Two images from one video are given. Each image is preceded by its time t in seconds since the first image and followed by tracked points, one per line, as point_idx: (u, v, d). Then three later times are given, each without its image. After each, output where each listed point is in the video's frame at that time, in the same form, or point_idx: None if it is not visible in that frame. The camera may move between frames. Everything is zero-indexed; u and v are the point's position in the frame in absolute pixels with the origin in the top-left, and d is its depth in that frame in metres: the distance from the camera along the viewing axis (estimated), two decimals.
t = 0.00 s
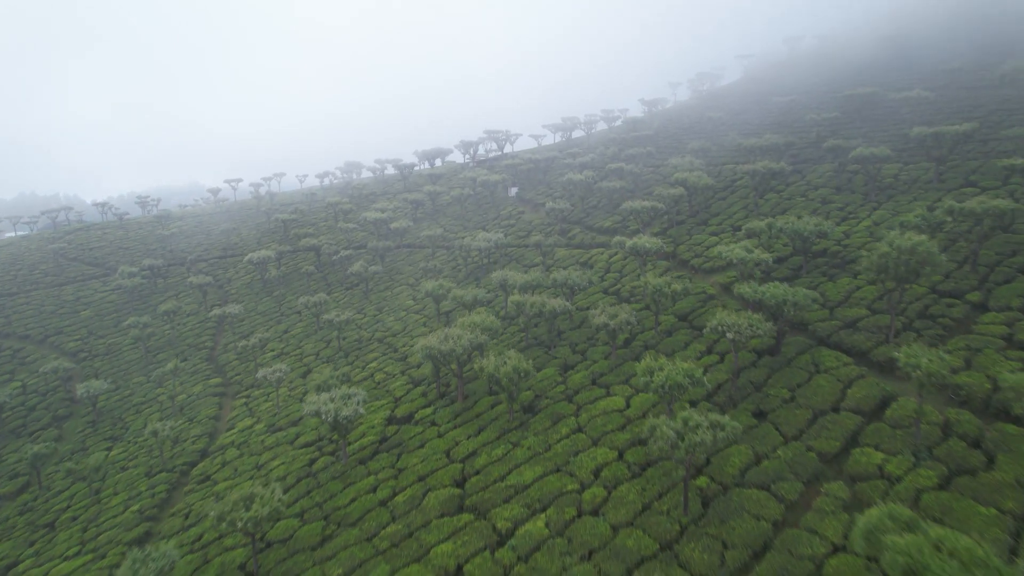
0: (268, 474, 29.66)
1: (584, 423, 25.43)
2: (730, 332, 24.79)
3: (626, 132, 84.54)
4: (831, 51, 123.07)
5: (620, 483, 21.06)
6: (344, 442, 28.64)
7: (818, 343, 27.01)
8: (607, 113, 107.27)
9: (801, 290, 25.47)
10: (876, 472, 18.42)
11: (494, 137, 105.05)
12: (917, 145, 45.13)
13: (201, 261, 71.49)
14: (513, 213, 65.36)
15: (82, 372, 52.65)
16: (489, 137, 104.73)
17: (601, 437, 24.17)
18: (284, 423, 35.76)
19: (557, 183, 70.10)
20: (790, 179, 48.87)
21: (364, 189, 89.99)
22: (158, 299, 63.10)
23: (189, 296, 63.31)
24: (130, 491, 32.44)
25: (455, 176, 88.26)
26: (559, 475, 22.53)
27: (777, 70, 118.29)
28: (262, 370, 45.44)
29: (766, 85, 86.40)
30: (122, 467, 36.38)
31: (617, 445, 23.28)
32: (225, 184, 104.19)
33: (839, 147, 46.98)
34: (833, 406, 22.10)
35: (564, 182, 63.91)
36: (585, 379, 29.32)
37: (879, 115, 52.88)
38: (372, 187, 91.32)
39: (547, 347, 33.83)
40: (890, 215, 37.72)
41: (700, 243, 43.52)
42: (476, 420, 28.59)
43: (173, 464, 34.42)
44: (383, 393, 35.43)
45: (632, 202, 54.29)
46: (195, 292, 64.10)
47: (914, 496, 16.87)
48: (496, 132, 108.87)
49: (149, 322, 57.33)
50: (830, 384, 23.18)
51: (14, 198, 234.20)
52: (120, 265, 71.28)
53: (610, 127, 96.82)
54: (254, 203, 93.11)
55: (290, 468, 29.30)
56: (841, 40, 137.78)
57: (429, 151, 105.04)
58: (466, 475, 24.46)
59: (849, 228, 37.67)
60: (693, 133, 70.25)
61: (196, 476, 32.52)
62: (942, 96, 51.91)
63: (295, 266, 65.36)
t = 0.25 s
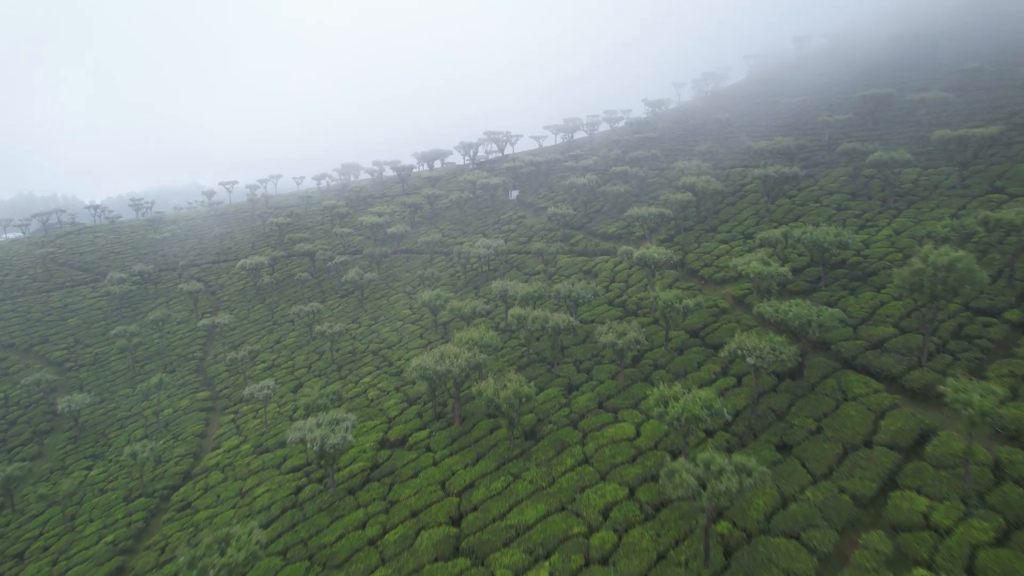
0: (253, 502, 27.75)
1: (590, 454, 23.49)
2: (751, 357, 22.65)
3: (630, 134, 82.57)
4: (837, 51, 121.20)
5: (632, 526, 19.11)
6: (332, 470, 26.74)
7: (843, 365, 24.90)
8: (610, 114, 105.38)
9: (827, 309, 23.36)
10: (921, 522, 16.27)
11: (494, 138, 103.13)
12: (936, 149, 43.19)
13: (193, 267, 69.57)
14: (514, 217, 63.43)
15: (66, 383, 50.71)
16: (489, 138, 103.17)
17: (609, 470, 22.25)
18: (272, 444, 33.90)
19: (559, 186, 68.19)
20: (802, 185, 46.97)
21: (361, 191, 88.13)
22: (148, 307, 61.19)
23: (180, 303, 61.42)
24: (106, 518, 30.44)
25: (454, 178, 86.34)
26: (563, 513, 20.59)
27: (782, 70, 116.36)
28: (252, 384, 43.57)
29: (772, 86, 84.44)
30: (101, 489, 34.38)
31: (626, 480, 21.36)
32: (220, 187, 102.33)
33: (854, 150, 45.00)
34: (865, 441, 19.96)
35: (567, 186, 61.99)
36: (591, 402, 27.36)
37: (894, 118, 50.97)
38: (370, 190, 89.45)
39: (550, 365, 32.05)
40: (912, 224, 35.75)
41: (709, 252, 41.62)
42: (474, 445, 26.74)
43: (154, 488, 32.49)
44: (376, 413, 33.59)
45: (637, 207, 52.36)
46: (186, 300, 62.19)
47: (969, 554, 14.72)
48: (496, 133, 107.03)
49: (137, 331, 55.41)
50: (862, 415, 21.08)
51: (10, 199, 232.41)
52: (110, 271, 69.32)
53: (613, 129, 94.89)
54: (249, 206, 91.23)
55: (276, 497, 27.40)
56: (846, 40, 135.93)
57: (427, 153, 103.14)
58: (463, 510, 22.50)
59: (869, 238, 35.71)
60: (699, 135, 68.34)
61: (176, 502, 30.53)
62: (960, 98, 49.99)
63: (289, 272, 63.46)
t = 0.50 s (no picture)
0: (234, 535, 25.71)
1: (598, 490, 21.46)
2: (775, 386, 20.35)
3: (633, 135, 80.58)
4: (842, 52, 119.36)
5: None
6: (318, 503, 24.70)
7: (873, 393, 22.78)
8: (612, 115, 103.44)
9: (858, 332, 21.21)
10: None
11: (494, 140, 101.16)
12: (957, 153, 41.27)
13: (184, 272, 67.58)
14: (514, 222, 61.46)
15: (49, 395, 48.60)
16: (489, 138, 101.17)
17: (619, 510, 20.19)
18: (259, 467, 31.95)
19: (561, 190, 66.26)
20: (815, 190, 45.01)
21: (358, 194, 86.21)
22: (137, 315, 59.20)
23: (170, 311, 59.44)
24: (79, 549, 28.39)
25: (453, 180, 84.39)
26: (570, 561, 18.46)
27: (786, 71, 114.50)
28: (240, 399, 41.59)
29: (779, 86, 82.51)
30: (77, 514, 32.25)
31: (639, 523, 19.27)
32: (215, 189, 100.26)
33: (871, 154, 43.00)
34: (905, 483, 17.81)
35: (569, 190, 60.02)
36: (597, 429, 25.39)
37: (910, 121, 49.09)
38: (367, 193, 87.55)
39: (554, 385, 30.16)
40: (936, 232, 33.80)
41: (719, 262, 39.65)
42: (472, 475, 24.78)
43: (132, 514, 30.45)
44: (368, 435, 31.64)
45: (643, 213, 50.37)
46: (177, 307, 60.16)
47: None
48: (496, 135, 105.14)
49: (124, 341, 53.40)
50: (900, 453, 18.85)
51: (5, 199, 230.22)
52: (99, 277, 67.26)
53: (615, 130, 92.96)
54: (244, 209, 89.29)
55: (258, 530, 25.39)
56: (851, 40, 134.13)
57: (426, 155, 101.15)
58: (459, 553, 20.41)
59: (891, 248, 33.73)
60: (705, 137, 66.38)
61: (154, 533, 28.50)
62: (979, 99, 48.07)
63: (283, 279, 61.49)
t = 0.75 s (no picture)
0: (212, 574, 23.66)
1: (607, 533, 19.36)
2: (801, 420, 18.27)
3: (637, 137, 78.65)
4: (847, 52, 117.69)
5: None
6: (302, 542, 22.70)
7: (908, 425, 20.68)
8: (614, 116, 101.60)
9: (893, 360, 19.21)
10: None
11: (494, 141, 99.24)
12: (980, 157, 39.32)
13: (176, 278, 65.64)
14: (515, 227, 59.51)
15: (30, 409, 46.54)
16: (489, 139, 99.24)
17: (631, 558, 18.01)
18: (244, 493, 29.97)
19: (563, 194, 64.38)
20: (830, 196, 43.03)
21: (356, 197, 84.32)
22: (125, 323, 57.22)
23: (160, 319, 57.47)
24: None
25: (453, 183, 82.51)
26: None
27: (791, 72, 112.79)
28: (228, 416, 39.65)
29: (785, 87, 80.65)
30: (50, 543, 30.24)
31: None
32: (210, 192, 98.29)
33: (890, 157, 40.98)
34: (957, 536, 15.49)
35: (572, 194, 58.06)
36: (605, 460, 23.44)
37: (926, 124, 47.21)
38: (365, 195, 85.67)
39: (558, 408, 28.23)
40: (964, 242, 31.79)
41: (731, 272, 37.63)
42: (469, 511, 22.76)
43: (107, 545, 28.43)
44: (360, 461, 29.68)
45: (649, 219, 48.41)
46: (166, 315, 58.17)
47: None
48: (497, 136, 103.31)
49: (111, 351, 51.39)
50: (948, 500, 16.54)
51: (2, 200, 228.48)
52: (88, 283, 65.24)
53: (618, 131, 91.08)
54: (240, 213, 87.43)
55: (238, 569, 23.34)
56: (855, 41, 132.49)
57: (425, 157, 99.15)
58: None
59: (915, 258, 31.71)
60: (712, 139, 64.43)
61: (128, 567, 26.47)
62: (999, 100, 46.16)
63: (276, 285, 59.54)
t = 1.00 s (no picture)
0: None
1: None
2: (838, 468, 15.99)
3: (640, 139, 76.66)
4: (852, 53, 115.82)
5: None
6: None
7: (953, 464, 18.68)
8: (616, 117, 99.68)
9: (940, 394, 17.24)
10: None
11: (494, 142, 97.27)
12: (1006, 161, 37.34)
13: (167, 285, 63.63)
14: (516, 232, 57.57)
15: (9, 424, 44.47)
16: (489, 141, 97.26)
17: None
18: (227, 523, 28.01)
19: (566, 198, 62.43)
20: (847, 202, 41.02)
21: (353, 200, 82.37)
22: (113, 333, 55.22)
23: (149, 328, 55.46)
24: None
25: (452, 186, 80.52)
26: None
27: (796, 73, 111.02)
28: (215, 434, 37.67)
29: (793, 88, 78.68)
30: None
31: None
32: (204, 194, 96.27)
33: (910, 162, 39.00)
34: None
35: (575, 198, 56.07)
36: (615, 496, 21.43)
37: (944, 127, 45.31)
38: (362, 198, 83.74)
39: (562, 434, 26.25)
40: (995, 253, 29.81)
41: (744, 283, 35.62)
42: (466, 552, 20.72)
43: None
44: (350, 489, 27.66)
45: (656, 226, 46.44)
46: (156, 324, 56.23)
47: None
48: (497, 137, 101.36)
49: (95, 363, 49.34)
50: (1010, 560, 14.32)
51: None
52: (75, 289, 63.15)
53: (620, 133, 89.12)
54: (234, 216, 85.47)
55: None
56: (860, 41, 130.68)
57: (424, 158, 97.19)
58: None
59: (943, 270, 29.72)
60: (719, 142, 62.49)
61: None
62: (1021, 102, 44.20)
63: (269, 293, 57.53)
